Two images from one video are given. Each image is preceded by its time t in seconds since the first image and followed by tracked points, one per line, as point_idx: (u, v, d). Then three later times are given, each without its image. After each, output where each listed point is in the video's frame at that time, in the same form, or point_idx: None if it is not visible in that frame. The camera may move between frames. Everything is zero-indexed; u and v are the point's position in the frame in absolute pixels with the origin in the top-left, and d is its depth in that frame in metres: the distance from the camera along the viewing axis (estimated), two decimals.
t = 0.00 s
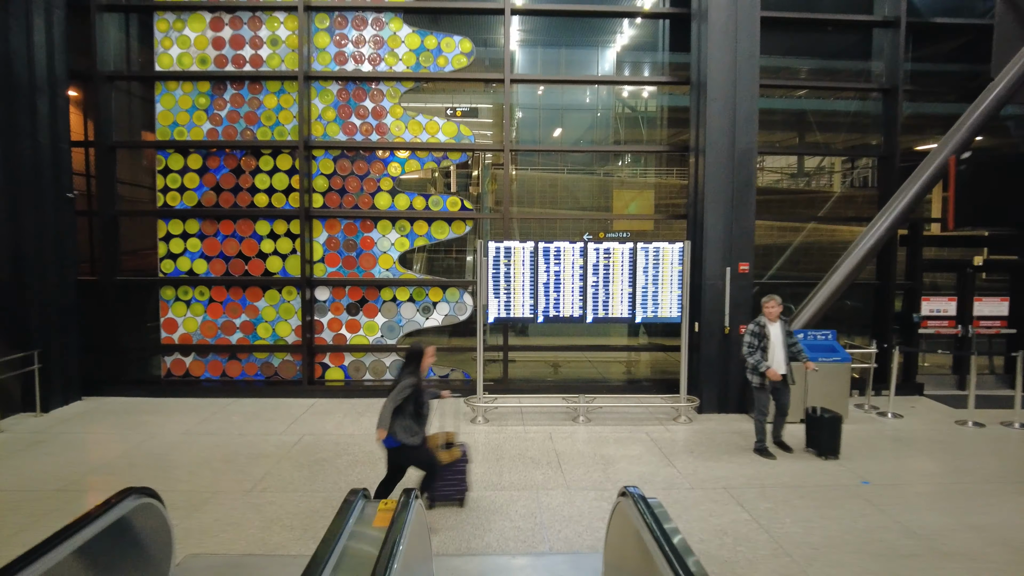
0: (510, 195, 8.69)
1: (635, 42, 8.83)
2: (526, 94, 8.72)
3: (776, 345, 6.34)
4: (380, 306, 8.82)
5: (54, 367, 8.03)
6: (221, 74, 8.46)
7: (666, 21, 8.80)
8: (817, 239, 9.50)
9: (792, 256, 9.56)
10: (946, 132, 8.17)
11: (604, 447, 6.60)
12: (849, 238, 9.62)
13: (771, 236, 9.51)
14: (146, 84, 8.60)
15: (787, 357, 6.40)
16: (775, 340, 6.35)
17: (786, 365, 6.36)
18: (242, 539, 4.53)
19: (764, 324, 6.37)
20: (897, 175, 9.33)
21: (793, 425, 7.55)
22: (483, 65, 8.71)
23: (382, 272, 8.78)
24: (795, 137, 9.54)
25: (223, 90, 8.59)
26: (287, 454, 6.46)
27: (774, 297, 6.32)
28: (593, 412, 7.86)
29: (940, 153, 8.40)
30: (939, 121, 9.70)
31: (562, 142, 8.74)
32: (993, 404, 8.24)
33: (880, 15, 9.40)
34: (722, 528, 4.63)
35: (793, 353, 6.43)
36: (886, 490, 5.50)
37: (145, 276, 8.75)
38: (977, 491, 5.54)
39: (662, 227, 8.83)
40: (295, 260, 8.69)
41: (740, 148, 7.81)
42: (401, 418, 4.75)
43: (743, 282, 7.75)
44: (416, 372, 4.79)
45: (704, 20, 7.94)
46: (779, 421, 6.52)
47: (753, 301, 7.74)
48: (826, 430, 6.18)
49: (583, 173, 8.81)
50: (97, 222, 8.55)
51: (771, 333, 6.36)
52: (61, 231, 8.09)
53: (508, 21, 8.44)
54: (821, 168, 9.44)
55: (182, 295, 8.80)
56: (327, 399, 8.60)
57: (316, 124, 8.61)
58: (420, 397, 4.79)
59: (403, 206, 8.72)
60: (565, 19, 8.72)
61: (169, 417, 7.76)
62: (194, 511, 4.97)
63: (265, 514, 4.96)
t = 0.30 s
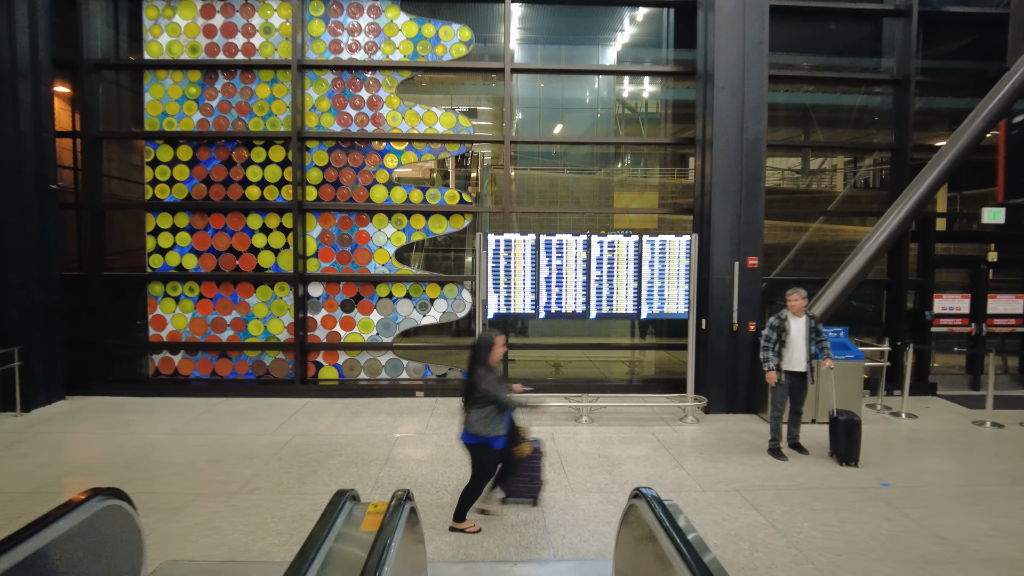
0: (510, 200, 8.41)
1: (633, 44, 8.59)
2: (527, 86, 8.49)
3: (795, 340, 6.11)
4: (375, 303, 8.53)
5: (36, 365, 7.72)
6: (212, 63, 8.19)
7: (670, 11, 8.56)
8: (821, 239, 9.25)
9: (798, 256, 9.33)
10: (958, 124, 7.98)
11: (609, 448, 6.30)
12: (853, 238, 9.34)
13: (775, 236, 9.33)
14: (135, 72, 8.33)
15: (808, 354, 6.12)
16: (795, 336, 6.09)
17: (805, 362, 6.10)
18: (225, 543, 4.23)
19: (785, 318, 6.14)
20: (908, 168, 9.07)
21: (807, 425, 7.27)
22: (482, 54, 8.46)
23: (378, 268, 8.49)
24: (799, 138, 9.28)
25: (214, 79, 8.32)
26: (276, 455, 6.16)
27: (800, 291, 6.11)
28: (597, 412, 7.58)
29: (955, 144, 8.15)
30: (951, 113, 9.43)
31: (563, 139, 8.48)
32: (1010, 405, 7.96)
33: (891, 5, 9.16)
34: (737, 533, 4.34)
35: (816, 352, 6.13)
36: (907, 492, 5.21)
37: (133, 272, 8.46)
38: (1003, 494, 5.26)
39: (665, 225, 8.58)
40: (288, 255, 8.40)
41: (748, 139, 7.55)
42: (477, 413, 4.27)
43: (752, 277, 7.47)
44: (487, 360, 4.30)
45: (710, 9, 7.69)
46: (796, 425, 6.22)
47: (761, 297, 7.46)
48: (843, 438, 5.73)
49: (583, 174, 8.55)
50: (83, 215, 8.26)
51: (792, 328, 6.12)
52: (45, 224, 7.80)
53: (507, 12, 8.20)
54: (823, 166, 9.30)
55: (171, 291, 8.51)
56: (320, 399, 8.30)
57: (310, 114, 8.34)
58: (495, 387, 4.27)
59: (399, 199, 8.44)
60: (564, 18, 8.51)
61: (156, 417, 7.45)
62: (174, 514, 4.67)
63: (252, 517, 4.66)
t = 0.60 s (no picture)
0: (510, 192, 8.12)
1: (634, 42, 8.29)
2: (528, 77, 8.20)
3: (813, 327, 5.87)
4: (369, 296, 8.23)
5: (15, 360, 7.39)
6: (201, 47, 7.90)
7: None
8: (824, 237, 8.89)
9: (801, 254, 8.94)
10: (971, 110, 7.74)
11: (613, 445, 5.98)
12: (857, 236, 9.04)
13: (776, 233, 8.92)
14: (120, 57, 8.04)
15: (826, 344, 5.84)
16: (812, 323, 5.85)
17: (822, 352, 5.83)
18: (200, 543, 3.91)
19: (803, 304, 5.90)
20: (920, 158, 8.80)
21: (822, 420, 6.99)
22: (480, 39, 8.18)
23: (371, 260, 8.19)
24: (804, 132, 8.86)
25: (203, 65, 8.03)
26: (262, 452, 5.84)
27: (819, 277, 5.83)
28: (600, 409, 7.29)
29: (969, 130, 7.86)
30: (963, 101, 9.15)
31: (562, 135, 8.19)
32: None
33: None
34: (754, 531, 4.03)
35: (835, 343, 5.83)
36: (932, 489, 4.89)
37: (117, 264, 8.14)
38: None
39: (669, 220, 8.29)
40: (278, 246, 8.11)
41: (756, 124, 7.26)
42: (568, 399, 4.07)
43: (761, 267, 7.17)
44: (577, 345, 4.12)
45: None
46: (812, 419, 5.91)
47: (770, 288, 7.17)
48: (852, 437, 5.37)
49: (583, 173, 8.27)
50: (65, 205, 7.95)
51: (809, 315, 5.88)
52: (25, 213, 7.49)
53: None
54: (823, 166, 8.97)
55: (157, 284, 8.19)
56: (312, 396, 7.98)
57: (302, 100, 8.06)
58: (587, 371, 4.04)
59: (394, 189, 8.15)
60: (564, 11, 8.23)
61: (139, 414, 7.12)
62: (147, 513, 4.34)
63: (232, 516, 4.34)
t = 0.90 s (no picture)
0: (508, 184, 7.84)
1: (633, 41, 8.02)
2: (527, 74, 7.98)
3: (819, 319, 5.66)
4: (363, 292, 7.96)
5: None
6: (190, 35, 7.68)
7: None
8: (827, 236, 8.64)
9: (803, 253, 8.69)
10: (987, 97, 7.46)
11: (617, 444, 5.71)
12: (861, 235, 8.79)
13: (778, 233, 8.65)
14: (107, 46, 7.81)
15: (834, 336, 5.58)
16: (819, 314, 5.64)
17: (829, 345, 5.57)
18: (175, 548, 3.63)
19: (809, 294, 5.71)
20: (931, 149, 8.53)
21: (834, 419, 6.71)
22: (477, 28, 7.94)
23: (365, 255, 7.93)
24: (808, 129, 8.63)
25: (192, 54, 7.80)
26: (249, 452, 5.56)
27: (825, 267, 5.68)
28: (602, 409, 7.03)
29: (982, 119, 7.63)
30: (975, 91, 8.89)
31: (562, 134, 7.98)
32: None
33: None
34: (770, 533, 3.75)
35: (844, 336, 5.53)
36: (956, 489, 4.61)
37: (103, 259, 7.89)
38: None
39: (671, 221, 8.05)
40: (269, 240, 7.85)
41: (762, 113, 7.02)
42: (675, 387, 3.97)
43: (769, 260, 6.91)
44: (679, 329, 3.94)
45: None
46: (825, 417, 5.62)
47: (779, 283, 6.91)
48: (861, 434, 5.07)
49: (583, 173, 8.02)
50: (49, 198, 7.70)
51: (816, 307, 5.68)
52: (7, 205, 7.24)
53: None
54: (824, 170, 8.70)
55: (144, 280, 7.93)
56: (303, 395, 7.70)
57: (294, 91, 7.82)
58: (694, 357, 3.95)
59: (389, 181, 7.91)
60: (565, 10, 7.99)
61: (123, 413, 6.85)
62: (121, 515, 4.06)
63: (211, 518, 4.06)
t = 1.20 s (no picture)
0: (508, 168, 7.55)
1: (635, 39, 7.84)
2: (527, 64, 7.75)
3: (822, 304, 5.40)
4: (358, 282, 7.67)
5: None
6: (180, 16, 7.41)
7: None
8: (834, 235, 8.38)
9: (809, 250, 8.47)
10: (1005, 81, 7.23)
11: (624, 437, 5.42)
12: (867, 233, 8.49)
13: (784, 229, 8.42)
14: (94, 28, 7.54)
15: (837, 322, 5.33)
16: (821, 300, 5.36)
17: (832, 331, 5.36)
18: (149, 543, 3.33)
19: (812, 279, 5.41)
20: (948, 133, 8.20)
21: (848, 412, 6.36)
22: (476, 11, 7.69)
23: (361, 243, 7.65)
24: (813, 122, 8.44)
25: (181, 36, 7.52)
26: (237, 445, 5.27)
27: (825, 250, 5.17)
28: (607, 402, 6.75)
29: (1000, 102, 7.36)
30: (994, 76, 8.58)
31: (562, 129, 7.75)
32: None
33: None
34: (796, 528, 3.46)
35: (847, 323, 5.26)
36: (989, 482, 4.32)
37: (89, 248, 7.61)
38: None
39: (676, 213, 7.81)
40: (262, 229, 7.57)
41: (773, 94, 6.75)
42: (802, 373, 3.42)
43: (781, 248, 6.64)
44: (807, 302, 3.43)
45: None
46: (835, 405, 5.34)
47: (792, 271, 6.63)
48: (861, 425, 4.79)
49: (584, 170, 7.82)
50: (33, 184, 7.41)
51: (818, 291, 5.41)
52: None
53: None
54: (825, 169, 8.48)
55: (132, 270, 7.64)
56: (296, 389, 7.41)
57: (287, 74, 7.56)
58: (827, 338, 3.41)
59: (385, 168, 7.63)
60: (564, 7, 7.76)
61: (106, 407, 6.55)
62: (94, 510, 3.77)
63: (192, 513, 3.76)
